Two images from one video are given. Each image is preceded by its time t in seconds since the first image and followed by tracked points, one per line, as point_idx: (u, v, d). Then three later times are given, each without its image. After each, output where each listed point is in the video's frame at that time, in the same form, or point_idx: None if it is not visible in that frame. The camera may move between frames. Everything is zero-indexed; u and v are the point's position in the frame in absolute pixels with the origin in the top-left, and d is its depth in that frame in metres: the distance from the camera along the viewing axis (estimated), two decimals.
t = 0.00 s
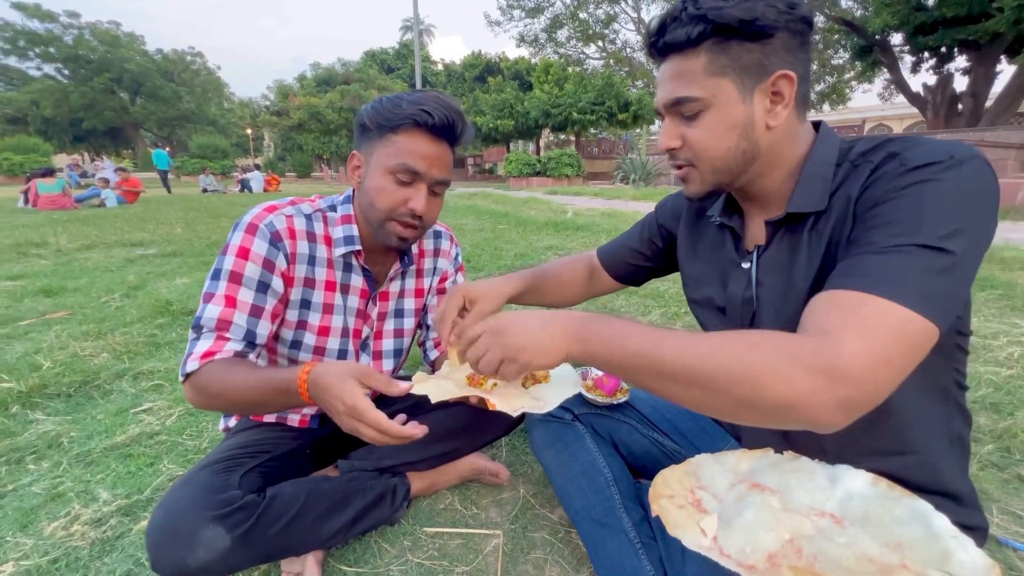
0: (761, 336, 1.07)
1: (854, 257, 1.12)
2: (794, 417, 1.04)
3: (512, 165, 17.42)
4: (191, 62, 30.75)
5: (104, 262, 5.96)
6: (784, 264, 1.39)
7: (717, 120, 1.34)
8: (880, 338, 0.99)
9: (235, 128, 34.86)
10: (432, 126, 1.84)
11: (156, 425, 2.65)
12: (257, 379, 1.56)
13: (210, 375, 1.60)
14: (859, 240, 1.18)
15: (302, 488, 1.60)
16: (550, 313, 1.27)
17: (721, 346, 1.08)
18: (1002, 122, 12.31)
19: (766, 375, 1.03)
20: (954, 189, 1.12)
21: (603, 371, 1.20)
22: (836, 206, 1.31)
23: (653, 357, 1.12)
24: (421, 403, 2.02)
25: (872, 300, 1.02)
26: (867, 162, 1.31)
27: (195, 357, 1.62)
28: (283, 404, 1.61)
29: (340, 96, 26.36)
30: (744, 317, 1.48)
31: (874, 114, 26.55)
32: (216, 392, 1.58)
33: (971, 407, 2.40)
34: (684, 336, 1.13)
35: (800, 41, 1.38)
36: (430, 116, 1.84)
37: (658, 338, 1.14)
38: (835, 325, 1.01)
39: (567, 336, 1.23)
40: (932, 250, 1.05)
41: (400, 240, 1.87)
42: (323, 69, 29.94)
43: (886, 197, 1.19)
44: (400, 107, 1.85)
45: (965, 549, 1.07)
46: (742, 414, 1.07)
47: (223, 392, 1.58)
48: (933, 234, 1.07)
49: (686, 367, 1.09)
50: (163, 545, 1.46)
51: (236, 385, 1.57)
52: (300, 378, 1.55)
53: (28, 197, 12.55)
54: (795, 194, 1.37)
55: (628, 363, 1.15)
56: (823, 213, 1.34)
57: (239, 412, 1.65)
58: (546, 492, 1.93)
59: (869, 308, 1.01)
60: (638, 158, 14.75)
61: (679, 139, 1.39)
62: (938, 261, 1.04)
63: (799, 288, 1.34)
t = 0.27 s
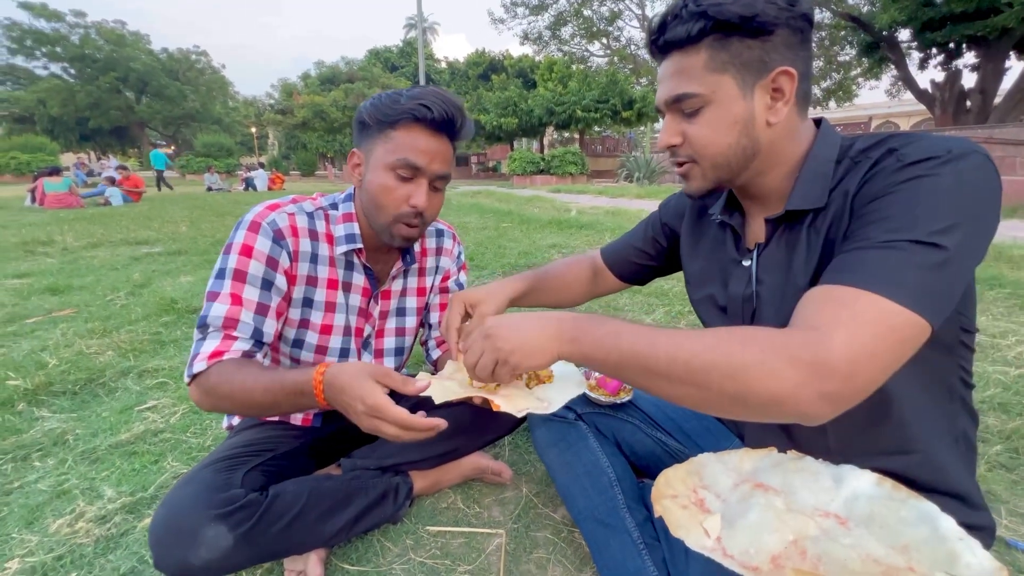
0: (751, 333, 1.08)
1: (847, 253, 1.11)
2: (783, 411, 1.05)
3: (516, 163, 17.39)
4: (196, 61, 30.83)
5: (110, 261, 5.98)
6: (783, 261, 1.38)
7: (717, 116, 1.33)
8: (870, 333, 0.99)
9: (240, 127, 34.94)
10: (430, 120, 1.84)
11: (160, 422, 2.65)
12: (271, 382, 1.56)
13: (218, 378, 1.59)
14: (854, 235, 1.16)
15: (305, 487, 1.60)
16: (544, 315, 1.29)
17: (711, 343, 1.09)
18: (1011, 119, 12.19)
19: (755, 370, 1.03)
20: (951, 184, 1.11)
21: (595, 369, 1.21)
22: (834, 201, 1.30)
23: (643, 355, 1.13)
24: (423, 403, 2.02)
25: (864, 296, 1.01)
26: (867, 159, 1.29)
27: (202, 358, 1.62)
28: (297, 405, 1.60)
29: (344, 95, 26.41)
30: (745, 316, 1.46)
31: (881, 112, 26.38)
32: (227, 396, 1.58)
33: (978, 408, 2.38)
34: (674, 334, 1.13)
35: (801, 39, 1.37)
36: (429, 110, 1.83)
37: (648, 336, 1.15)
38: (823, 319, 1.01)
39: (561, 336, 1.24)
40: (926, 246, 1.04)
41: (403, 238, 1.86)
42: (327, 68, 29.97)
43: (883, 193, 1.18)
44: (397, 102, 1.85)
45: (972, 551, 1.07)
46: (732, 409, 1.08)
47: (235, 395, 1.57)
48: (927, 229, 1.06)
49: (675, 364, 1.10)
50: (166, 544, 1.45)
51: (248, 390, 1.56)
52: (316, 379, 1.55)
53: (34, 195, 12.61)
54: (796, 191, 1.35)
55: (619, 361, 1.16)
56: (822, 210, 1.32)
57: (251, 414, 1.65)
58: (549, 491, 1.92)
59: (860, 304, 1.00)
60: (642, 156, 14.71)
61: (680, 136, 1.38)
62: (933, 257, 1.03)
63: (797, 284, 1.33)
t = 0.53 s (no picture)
0: (755, 335, 1.07)
1: (853, 254, 1.10)
2: (787, 412, 1.05)
3: (519, 162, 17.39)
4: (201, 61, 30.94)
5: (117, 260, 6.01)
6: (788, 260, 1.38)
7: (723, 114, 1.32)
8: (874, 335, 0.98)
9: (245, 127, 35.05)
10: (436, 113, 1.85)
11: (167, 421, 2.66)
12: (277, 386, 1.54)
13: (223, 375, 1.58)
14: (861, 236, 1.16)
15: (311, 485, 1.60)
16: (548, 317, 1.29)
17: (715, 345, 1.08)
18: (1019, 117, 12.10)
19: (758, 372, 1.03)
20: (958, 185, 1.10)
21: (599, 371, 1.21)
22: (841, 200, 1.30)
23: (646, 357, 1.13)
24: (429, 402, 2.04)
25: (869, 298, 1.00)
26: (873, 157, 1.28)
27: (208, 353, 1.60)
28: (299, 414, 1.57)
29: (349, 94, 26.46)
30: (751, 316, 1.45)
31: (887, 110, 26.24)
32: (232, 393, 1.57)
33: (987, 408, 2.36)
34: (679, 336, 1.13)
35: (808, 37, 1.37)
36: (434, 103, 1.84)
37: (652, 338, 1.15)
38: (827, 321, 1.01)
39: (565, 339, 1.25)
40: (932, 248, 1.03)
41: (410, 231, 1.86)
42: (331, 67, 30.01)
43: (890, 193, 1.17)
44: (403, 97, 1.86)
45: (981, 554, 1.05)
46: (737, 411, 1.08)
47: (239, 394, 1.56)
48: (933, 230, 1.06)
49: (679, 366, 1.09)
50: (173, 541, 1.46)
51: (254, 391, 1.55)
52: (320, 382, 1.53)
53: (42, 195, 12.69)
54: (802, 191, 1.35)
55: (623, 363, 1.16)
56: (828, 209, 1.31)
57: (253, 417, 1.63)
58: (554, 490, 1.92)
59: (865, 306, 1.00)
60: (647, 155, 14.69)
61: (685, 134, 1.37)
62: (939, 259, 1.03)
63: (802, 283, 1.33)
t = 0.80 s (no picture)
0: (759, 335, 1.08)
1: (858, 254, 1.10)
2: (790, 411, 1.05)
3: (521, 161, 17.38)
4: (203, 62, 31.00)
5: (120, 260, 6.03)
6: (793, 257, 1.37)
7: (729, 111, 1.33)
8: (878, 334, 0.98)
9: (247, 127, 35.10)
10: (435, 107, 1.86)
11: (171, 420, 2.67)
12: (245, 337, 1.44)
13: (200, 335, 1.50)
14: (866, 234, 1.16)
15: (315, 483, 1.61)
16: (554, 317, 1.29)
17: (720, 345, 1.09)
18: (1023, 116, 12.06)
19: (763, 372, 1.04)
20: (965, 183, 1.10)
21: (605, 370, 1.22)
22: (846, 197, 1.30)
23: (652, 357, 1.14)
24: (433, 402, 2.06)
25: (873, 298, 1.00)
26: (879, 156, 1.29)
27: (203, 315, 1.52)
28: (260, 373, 1.43)
29: (351, 94, 26.50)
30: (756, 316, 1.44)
31: (890, 108, 26.18)
32: (201, 349, 1.47)
33: (991, 407, 2.36)
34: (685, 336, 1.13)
35: (813, 35, 1.37)
36: (433, 97, 1.85)
37: (658, 338, 1.15)
38: (831, 321, 1.01)
39: (571, 337, 1.25)
40: (938, 247, 1.03)
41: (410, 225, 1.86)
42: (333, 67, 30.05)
43: (895, 191, 1.17)
44: (404, 93, 1.88)
45: (984, 553, 1.05)
46: (740, 410, 1.09)
47: (206, 353, 1.46)
48: (939, 229, 1.05)
49: (684, 367, 1.10)
50: (174, 537, 1.46)
51: (223, 342, 1.45)
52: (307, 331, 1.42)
53: (46, 195, 12.73)
54: (807, 187, 1.35)
55: (629, 362, 1.17)
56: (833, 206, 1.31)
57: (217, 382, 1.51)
58: (557, 489, 1.92)
59: (870, 306, 1.00)
60: (648, 155, 14.67)
61: (690, 131, 1.38)
62: (945, 259, 1.02)
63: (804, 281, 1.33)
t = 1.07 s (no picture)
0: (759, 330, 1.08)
1: (859, 250, 1.10)
2: (788, 405, 1.05)
3: (522, 161, 17.37)
4: (204, 61, 31.01)
5: (121, 259, 6.03)
6: (796, 254, 1.38)
7: (735, 105, 1.33)
8: (877, 329, 0.98)
9: (248, 126, 35.11)
10: (430, 103, 1.86)
11: (172, 419, 2.68)
12: (238, 304, 1.45)
13: (197, 308, 1.51)
14: (866, 230, 1.16)
15: (316, 482, 1.61)
16: (559, 307, 1.30)
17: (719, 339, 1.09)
18: None
19: (762, 367, 1.04)
20: (968, 180, 1.10)
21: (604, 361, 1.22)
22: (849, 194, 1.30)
23: (651, 349, 1.14)
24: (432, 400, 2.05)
25: (872, 295, 1.00)
26: (884, 153, 1.29)
27: (203, 290, 1.54)
28: (250, 339, 1.42)
29: (351, 93, 26.51)
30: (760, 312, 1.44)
31: (891, 108, 26.15)
32: (194, 321, 1.49)
33: (992, 407, 2.35)
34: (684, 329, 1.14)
35: (822, 31, 1.38)
36: (428, 93, 1.86)
37: (658, 331, 1.16)
38: (832, 316, 1.01)
39: (574, 326, 1.26)
40: (939, 243, 1.03)
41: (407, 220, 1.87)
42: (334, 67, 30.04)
43: (898, 189, 1.17)
44: (399, 89, 1.88)
45: (985, 552, 1.05)
46: (739, 403, 1.09)
47: (199, 325, 1.47)
48: (941, 226, 1.05)
49: (682, 360, 1.11)
50: (175, 535, 1.46)
51: (217, 310, 1.47)
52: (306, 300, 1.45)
53: (47, 195, 12.74)
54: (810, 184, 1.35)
55: (628, 354, 1.17)
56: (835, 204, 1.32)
57: (208, 357, 1.50)
58: (557, 488, 1.92)
59: (870, 301, 1.00)
60: (649, 154, 14.65)
61: (696, 125, 1.37)
62: (946, 255, 1.02)
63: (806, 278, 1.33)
